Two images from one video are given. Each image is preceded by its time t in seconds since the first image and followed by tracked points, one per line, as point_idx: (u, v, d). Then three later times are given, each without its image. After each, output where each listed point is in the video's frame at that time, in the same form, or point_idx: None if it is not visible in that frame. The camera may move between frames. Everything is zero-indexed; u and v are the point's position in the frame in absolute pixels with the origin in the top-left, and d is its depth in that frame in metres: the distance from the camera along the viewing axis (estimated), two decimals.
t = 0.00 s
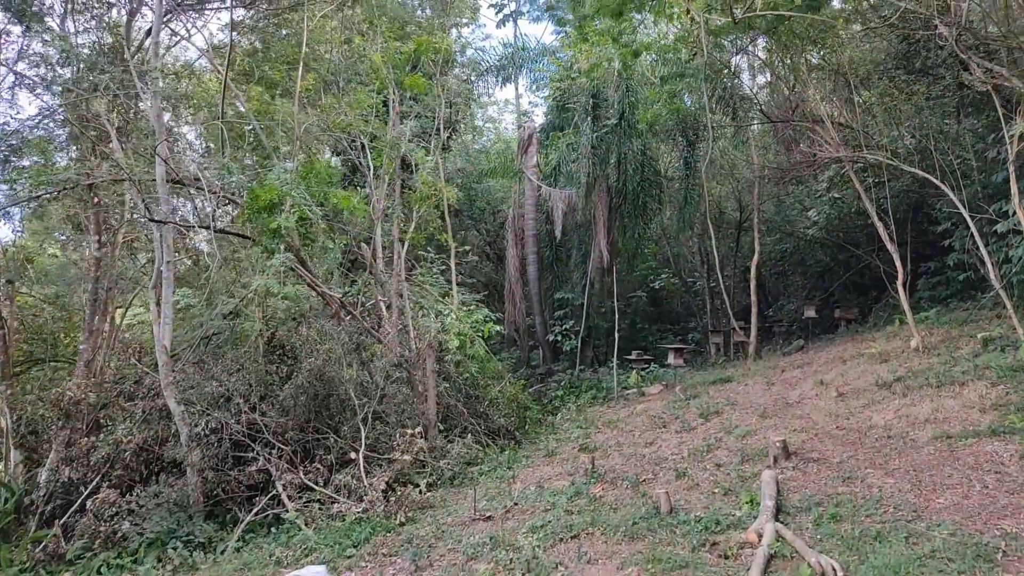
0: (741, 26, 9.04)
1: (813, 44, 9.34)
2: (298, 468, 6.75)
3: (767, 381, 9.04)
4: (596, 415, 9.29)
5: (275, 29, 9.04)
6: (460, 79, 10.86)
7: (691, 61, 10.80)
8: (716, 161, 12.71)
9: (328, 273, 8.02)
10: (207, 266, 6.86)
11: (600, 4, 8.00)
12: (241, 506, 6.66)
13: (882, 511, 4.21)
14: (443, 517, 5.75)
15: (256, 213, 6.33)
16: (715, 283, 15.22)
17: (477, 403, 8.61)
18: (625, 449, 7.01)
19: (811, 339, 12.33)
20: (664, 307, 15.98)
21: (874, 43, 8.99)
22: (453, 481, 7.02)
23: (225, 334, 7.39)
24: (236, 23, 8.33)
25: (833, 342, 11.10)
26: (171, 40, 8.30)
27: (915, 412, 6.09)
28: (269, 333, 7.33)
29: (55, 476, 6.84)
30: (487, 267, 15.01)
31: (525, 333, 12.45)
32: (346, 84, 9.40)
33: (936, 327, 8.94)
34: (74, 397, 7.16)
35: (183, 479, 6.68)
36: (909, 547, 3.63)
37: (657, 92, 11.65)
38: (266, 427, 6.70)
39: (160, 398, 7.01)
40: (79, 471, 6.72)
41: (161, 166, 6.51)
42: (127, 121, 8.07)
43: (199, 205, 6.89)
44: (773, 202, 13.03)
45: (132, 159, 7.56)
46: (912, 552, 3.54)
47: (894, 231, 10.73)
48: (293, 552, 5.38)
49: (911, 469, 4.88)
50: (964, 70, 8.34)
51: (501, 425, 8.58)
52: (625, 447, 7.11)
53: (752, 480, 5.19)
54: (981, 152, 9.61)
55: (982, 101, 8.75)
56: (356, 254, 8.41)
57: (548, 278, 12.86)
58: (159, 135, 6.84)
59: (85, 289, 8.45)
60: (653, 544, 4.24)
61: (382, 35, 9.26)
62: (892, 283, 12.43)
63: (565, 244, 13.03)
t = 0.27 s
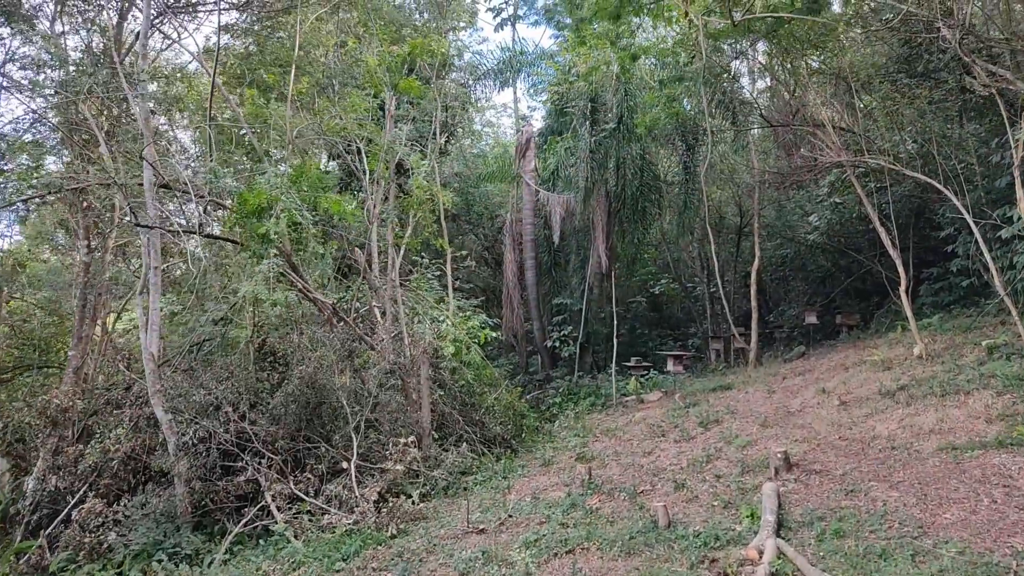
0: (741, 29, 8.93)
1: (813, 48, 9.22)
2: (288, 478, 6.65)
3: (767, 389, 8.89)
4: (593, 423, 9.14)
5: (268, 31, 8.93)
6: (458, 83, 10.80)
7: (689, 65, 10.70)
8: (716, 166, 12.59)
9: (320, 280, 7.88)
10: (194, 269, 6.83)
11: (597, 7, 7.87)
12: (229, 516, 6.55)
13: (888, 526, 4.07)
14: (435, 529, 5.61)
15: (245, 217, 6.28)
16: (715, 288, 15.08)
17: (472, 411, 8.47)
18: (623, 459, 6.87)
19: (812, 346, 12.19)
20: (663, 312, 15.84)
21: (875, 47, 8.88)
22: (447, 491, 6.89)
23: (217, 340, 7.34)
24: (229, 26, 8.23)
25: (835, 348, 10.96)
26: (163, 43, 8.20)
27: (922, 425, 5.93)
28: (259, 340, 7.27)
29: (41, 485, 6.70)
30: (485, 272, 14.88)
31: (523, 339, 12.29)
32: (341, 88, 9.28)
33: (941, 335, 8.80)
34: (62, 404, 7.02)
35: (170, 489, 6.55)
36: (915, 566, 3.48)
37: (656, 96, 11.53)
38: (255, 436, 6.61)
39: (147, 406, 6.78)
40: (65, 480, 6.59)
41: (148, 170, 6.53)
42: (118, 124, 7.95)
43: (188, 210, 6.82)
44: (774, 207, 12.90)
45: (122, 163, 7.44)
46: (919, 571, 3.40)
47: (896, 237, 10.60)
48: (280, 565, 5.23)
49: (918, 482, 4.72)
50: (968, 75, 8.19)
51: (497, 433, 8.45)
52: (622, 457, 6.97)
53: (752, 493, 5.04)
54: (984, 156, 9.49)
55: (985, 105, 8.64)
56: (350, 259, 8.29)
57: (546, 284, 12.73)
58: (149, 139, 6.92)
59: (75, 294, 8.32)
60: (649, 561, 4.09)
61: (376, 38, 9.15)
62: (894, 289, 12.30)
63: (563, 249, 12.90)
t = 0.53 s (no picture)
0: (743, 26, 8.80)
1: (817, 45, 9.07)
2: (280, 481, 6.59)
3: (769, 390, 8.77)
4: (592, 424, 9.02)
5: (263, 27, 8.78)
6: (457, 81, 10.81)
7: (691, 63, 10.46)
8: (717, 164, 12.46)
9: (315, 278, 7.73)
10: (184, 269, 6.66)
11: (596, 2, 7.64)
12: (219, 520, 6.46)
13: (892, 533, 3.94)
14: (429, 535, 5.49)
15: (236, 215, 6.16)
16: (715, 288, 14.97)
17: (469, 413, 8.35)
18: (622, 462, 6.74)
19: (812, 346, 12.08)
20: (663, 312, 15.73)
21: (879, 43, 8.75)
22: (442, 494, 6.79)
23: (209, 341, 7.21)
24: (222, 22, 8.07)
25: (836, 349, 10.84)
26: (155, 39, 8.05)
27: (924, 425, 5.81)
28: (251, 341, 7.22)
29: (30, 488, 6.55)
30: (483, 271, 14.75)
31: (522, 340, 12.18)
32: (337, 85, 9.14)
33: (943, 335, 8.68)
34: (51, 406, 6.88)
35: (160, 492, 6.44)
36: None
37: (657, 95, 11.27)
38: (246, 438, 6.61)
39: (137, 407, 6.72)
40: (54, 483, 6.45)
41: (138, 166, 6.40)
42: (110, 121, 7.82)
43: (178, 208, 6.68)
44: (775, 206, 12.78)
45: (113, 160, 7.31)
46: None
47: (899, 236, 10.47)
48: (270, 571, 5.09)
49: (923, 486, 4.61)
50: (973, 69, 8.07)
51: (494, 435, 8.34)
52: (621, 460, 6.84)
53: (753, 498, 4.92)
54: (988, 155, 9.36)
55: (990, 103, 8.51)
56: (345, 258, 8.17)
57: (544, 283, 12.61)
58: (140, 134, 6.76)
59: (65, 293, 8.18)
60: (647, 569, 3.98)
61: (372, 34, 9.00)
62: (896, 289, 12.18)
63: (563, 248, 12.78)
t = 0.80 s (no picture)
0: (746, 23, 8.68)
1: (821, 43, 8.95)
2: (276, 484, 6.50)
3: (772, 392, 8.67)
4: (593, 427, 8.91)
5: (260, 25, 8.67)
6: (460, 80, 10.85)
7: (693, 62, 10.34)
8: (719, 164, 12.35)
9: (312, 278, 7.63)
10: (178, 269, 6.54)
11: None
12: (214, 525, 6.36)
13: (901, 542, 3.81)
14: (428, 540, 5.39)
15: (231, 214, 6.04)
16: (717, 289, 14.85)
17: (469, 415, 8.24)
18: (623, 465, 6.63)
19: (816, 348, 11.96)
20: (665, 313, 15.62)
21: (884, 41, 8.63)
22: (441, 498, 6.69)
23: (206, 342, 7.02)
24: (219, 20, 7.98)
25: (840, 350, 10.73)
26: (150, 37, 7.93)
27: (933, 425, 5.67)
28: (249, 341, 6.97)
29: (24, 491, 6.37)
30: (484, 272, 14.64)
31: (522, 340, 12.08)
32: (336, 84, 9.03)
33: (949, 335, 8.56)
34: (45, 408, 6.74)
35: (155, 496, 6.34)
36: None
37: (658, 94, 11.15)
38: (243, 441, 6.53)
39: (131, 409, 6.62)
40: (47, 486, 6.32)
41: (132, 164, 6.29)
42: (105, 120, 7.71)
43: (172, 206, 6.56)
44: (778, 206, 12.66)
45: (107, 159, 7.20)
46: None
47: (903, 236, 10.35)
48: None
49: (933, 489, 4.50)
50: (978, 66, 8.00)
51: (494, 438, 8.24)
52: (623, 463, 6.73)
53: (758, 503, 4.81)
54: (994, 154, 9.25)
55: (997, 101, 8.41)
56: (343, 259, 8.06)
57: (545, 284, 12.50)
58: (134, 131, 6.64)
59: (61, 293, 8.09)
60: None
61: (371, 32, 8.91)
62: (900, 290, 12.06)
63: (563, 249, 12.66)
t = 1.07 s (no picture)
0: (749, 22, 8.62)
1: (825, 42, 8.89)
2: (276, 487, 6.45)
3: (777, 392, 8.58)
4: (596, 429, 8.84)
5: (261, 24, 8.62)
6: (462, 80, 10.84)
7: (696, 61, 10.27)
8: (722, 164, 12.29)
9: (312, 279, 7.56)
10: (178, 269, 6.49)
11: None
12: (213, 528, 6.30)
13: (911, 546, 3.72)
14: (428, 543, 5.32)
15: (229, 213, 5.96)
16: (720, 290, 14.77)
17: (470, 417, 8.18)
18: (626, 468, 6.55)
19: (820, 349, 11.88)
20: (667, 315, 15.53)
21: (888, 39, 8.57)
22: (442, 501, 6.63)
23: (205, 344, 6.99)
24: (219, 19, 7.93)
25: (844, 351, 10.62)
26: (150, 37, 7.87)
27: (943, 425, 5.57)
28: (248, 343, 6.94)
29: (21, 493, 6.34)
30: (486, 273, 14.58)
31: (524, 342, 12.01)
32: (337, 83, 9.00)
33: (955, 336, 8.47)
34: (43, 410, 6.70)
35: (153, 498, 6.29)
36: None
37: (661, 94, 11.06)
38: (242, 443, 6.46)
39: (129, 411, 6.57)
40: (45, 488, 6.28)
41: (130, 164, 6.24)
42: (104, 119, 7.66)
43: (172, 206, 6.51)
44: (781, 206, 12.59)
45: (107, 159, 7.16)
46: None
47: (908, 236, 10.27)
48: None
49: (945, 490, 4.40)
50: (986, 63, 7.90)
51: (496, 440, 8.17)
52: (626, 465, 6.64)
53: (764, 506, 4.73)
54: (1000, 154, 9.18)
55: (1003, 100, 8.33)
56: (344, 259, 8.02)
57: (547, 285, 12.43)
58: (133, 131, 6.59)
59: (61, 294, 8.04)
60: None
61: (371, 32, 8.86)
62: (905, 291, 11.98)
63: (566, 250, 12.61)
